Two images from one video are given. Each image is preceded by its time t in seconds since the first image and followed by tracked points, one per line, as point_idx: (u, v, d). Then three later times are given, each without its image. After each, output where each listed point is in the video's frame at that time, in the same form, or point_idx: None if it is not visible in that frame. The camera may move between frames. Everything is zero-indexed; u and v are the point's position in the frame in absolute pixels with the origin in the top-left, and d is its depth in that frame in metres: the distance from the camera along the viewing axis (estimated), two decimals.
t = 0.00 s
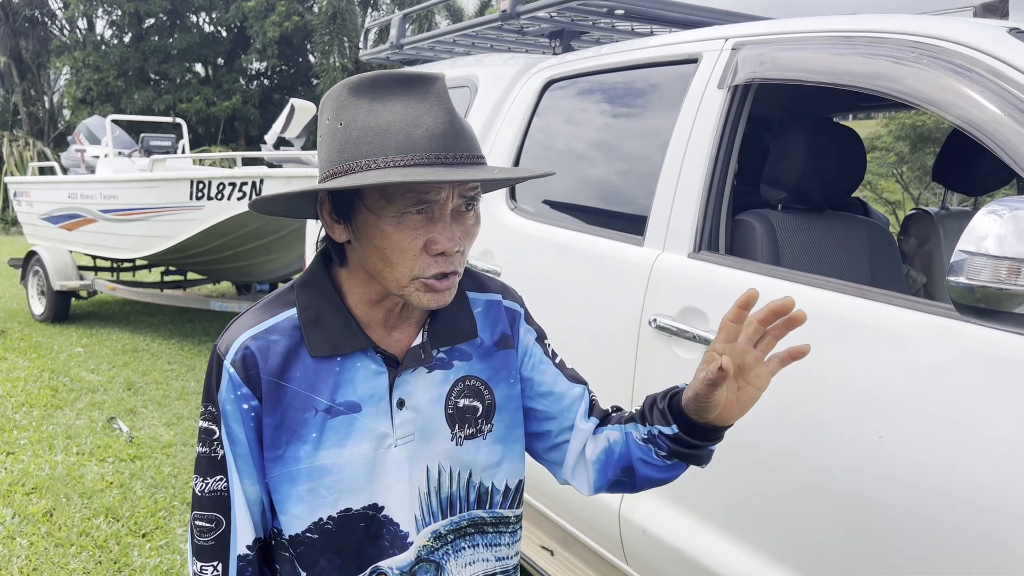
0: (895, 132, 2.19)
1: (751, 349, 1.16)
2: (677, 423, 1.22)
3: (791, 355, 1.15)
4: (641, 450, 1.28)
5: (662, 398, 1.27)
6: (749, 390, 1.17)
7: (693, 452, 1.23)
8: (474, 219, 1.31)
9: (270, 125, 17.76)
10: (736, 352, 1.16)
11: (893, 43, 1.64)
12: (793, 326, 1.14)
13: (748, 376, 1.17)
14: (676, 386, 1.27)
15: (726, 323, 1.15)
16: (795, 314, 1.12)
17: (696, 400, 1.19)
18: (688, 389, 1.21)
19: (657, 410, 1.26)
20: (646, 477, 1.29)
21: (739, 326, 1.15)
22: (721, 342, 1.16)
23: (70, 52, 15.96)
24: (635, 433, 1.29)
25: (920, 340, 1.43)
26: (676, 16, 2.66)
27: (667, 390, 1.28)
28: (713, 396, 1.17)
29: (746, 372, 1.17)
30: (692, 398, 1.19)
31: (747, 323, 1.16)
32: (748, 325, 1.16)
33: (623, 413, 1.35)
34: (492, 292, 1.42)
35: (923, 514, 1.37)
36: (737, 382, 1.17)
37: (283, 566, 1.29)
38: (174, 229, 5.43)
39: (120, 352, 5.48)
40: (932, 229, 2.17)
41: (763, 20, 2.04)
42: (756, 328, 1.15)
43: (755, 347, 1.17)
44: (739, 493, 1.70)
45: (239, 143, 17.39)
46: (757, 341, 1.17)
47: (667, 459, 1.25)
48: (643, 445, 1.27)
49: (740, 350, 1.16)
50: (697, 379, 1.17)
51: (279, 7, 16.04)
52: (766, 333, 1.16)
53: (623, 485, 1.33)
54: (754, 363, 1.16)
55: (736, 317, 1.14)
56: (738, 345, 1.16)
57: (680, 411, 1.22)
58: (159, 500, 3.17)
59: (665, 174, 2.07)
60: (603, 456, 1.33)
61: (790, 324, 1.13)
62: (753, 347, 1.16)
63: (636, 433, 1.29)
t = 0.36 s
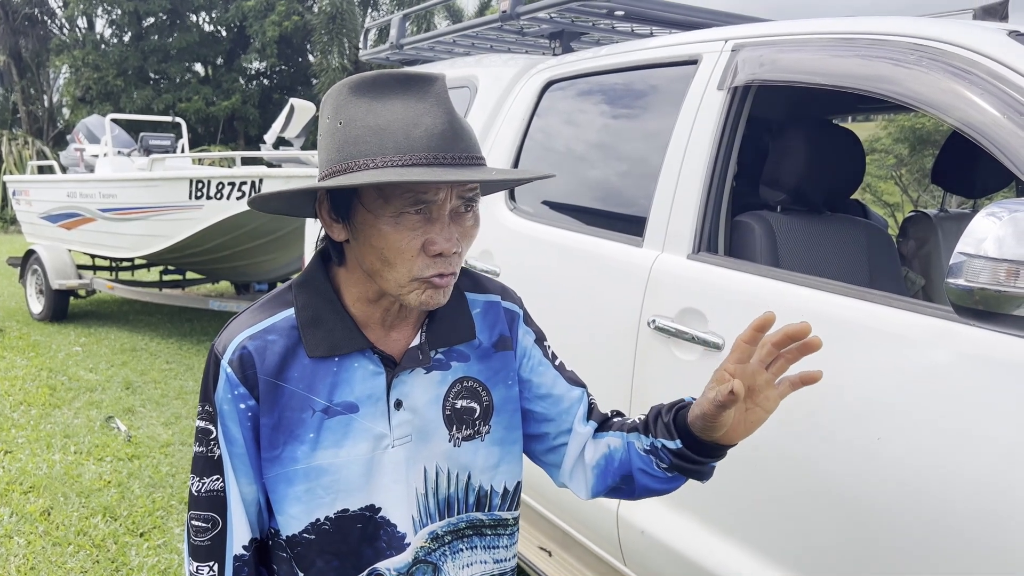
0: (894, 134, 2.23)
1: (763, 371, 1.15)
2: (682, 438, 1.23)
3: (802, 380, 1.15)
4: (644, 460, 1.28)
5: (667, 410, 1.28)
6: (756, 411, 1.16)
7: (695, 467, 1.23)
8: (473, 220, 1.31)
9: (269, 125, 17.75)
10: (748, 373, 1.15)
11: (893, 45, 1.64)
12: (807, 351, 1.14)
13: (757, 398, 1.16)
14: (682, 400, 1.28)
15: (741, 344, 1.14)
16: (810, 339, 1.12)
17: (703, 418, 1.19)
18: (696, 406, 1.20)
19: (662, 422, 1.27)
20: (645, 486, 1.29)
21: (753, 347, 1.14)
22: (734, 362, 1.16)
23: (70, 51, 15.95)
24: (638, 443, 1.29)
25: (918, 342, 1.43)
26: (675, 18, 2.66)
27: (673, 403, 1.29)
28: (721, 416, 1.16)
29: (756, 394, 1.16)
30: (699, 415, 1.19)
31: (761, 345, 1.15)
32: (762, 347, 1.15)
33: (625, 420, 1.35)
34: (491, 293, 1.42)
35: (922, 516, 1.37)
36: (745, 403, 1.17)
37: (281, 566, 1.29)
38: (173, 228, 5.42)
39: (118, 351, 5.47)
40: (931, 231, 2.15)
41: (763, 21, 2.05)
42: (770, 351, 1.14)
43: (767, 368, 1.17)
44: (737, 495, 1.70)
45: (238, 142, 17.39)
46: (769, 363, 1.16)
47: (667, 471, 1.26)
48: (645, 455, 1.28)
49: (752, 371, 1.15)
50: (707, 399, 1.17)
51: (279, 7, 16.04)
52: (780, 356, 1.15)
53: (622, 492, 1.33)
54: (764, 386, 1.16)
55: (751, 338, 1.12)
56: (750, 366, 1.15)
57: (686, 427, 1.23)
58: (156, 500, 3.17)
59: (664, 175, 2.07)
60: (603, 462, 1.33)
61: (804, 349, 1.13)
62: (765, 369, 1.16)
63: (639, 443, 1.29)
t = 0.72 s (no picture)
0: (894, 136, 2.22)
1: (749, 355, 1.16)
2: (676, 429, 1.22)
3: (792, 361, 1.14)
4: (640, 455, 1.27)
5: (663, 405, 1.27)
6: (749, 397, 1.17)
7: (692, 461, 1.23)
8: (473, 219, 1.31)
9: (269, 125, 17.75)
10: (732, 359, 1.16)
11: (893, 47, 1.64)
12: (790, 332, 1.15)
13: (747, 383, 1.17)
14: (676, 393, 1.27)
15: (722, 328, 1.15)
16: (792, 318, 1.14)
17: (693, 406, 1.18)
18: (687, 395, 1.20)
19: (657, 417, 1.26)
20: (643, 483, 1.28)
21: (735, 331, 1.15)
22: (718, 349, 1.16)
23: (70, 51, 15.95)
24: (635, 438, 1.28)
25: (918, 344, 1.43)
26: (676, 19, 2.66)
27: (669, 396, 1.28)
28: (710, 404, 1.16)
29: (745, 379, 1.17)
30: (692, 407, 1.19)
31: (744, 330, 1.17)
32: (745, 331, 1.16)
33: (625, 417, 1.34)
34: (494, 293, 1.42)
35: (921, 518, 1.37)
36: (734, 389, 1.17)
37: (280, 564, 1.29)
38: (173, 228, 5.42)
39: (117, 350, 5.47)
40: (930, 234, 2.16)
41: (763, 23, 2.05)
42: (753, 334, 1.16)
43: (754, 353, 1.18)
44: (736, 496, 1.71)
45: (238, 142, 17.40)
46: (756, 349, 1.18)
47: (665, 466, 1.25)
48: (642, 450, 1.27)
49: (737, 356, 1.16)
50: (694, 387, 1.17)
51: (280, 7, 16.04)
52: (765, 340, 1.17)
53: (622, 490, 1.32)
54: (753, 370, 1.17)
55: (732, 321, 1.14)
56: (735, 351, 1.16)
57: (680, 419, 1.22)
58: (155, 499, 3.17)
59: (664, 176, 2.08)
60: (603, 459, 1.33)
61: (787, 329, 1.15)
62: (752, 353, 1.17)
63: (636, 439, 1.28)
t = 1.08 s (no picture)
0: (894, 139, 2.24)
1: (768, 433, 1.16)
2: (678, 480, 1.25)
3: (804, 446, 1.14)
4: (637, 491, 1.30)
5: (668, 450, 1.28)
6: (756, 470, 1.17)
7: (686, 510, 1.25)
8: (472, 212, 1.31)
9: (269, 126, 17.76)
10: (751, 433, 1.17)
11: (894, 51, 1.65)
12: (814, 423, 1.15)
13: (759, 458, 1.17)
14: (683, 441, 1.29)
15: (750, 404, 1.16)
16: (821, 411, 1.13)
17: (704, 469, 1.20)
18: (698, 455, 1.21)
19: (661, 462, 1.28)
20: (632, 514, 1.31)
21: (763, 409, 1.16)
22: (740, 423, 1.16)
23: (71, 51, 15.96)
24: (634, 473, 1.31)
25: (918, 346, 1.43)
26: (677, 22, 2.67)
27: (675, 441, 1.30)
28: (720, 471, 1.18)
29: (758, 454, 1.17)
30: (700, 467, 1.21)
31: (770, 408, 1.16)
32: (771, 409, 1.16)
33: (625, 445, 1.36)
34: (499, 299, 1.43)
35: (920, 520, 1.38)
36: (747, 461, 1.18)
37: (285, 562, 1.30)
38: (174, 228, 5.42)
39: (118, 350, 5.47)
40: (929, 236, 2.18)
41: (764, 26, 2.06)
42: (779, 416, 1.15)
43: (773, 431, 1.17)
44: (736, 498, 1.71)
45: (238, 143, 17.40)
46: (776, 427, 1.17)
47: (658, 505, 1.28)
48: (639, 486, 1.30)
49: (756, 432, 1.16)
50: (710, 452, 1.18)
51: (281, 8, 16.05)
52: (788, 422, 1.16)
53: (610, 514, 1.35)
54: (768, 447, 1.16)
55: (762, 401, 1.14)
56: (756, 426, 1.16)
57: (685, 473, 1.24)
58: (156, 499, 3.17)
59: (665, 179, 2.08)
60: (596, 481, 1.35)
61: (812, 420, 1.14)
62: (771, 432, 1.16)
63: (635, 474, 1.31)
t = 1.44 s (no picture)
0: (894, 139, 2.24)
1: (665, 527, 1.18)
2: (582, 532, 1.28)
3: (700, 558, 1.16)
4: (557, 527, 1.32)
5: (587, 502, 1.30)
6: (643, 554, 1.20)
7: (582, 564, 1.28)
8: (482, 219, 1.32)
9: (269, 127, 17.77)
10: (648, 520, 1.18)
11: (895, 52, 1.65)
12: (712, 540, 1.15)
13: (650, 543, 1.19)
14: (602, 494, 1.32)
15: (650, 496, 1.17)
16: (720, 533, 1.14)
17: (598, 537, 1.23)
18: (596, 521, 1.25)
19: (575, 511, 1.30)
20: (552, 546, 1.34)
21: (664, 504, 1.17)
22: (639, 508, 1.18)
23: (71, 51, 15.97)
24: (558, 510, 1.33)
25: (918, 346, 1.44)
26: (677, 23, 2.67)
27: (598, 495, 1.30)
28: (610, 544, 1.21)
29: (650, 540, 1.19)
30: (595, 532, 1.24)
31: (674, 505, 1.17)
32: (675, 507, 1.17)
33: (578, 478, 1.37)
34: (503, 301, 1.44)
35: (920, 520, 1.39)
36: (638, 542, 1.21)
37: (292, 560, 1.31)
38: (174, 228, 5.43)
39: (118, 350, 5.48)
40: (929, 237, 2.19)
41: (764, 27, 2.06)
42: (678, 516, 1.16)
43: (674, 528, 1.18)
44: (735, 497, 1.71)
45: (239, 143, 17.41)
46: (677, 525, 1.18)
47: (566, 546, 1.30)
48: (558, 523, 1.32)
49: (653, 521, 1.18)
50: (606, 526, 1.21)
51: (281, 8, 16.05)
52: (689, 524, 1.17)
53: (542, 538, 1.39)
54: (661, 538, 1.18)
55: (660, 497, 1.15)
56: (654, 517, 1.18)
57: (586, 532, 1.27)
58: (157, 499, 3.18)
59: (665, 179, 2.09)
60: (535, 505, 1.38)
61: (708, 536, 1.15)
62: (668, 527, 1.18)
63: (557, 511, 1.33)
